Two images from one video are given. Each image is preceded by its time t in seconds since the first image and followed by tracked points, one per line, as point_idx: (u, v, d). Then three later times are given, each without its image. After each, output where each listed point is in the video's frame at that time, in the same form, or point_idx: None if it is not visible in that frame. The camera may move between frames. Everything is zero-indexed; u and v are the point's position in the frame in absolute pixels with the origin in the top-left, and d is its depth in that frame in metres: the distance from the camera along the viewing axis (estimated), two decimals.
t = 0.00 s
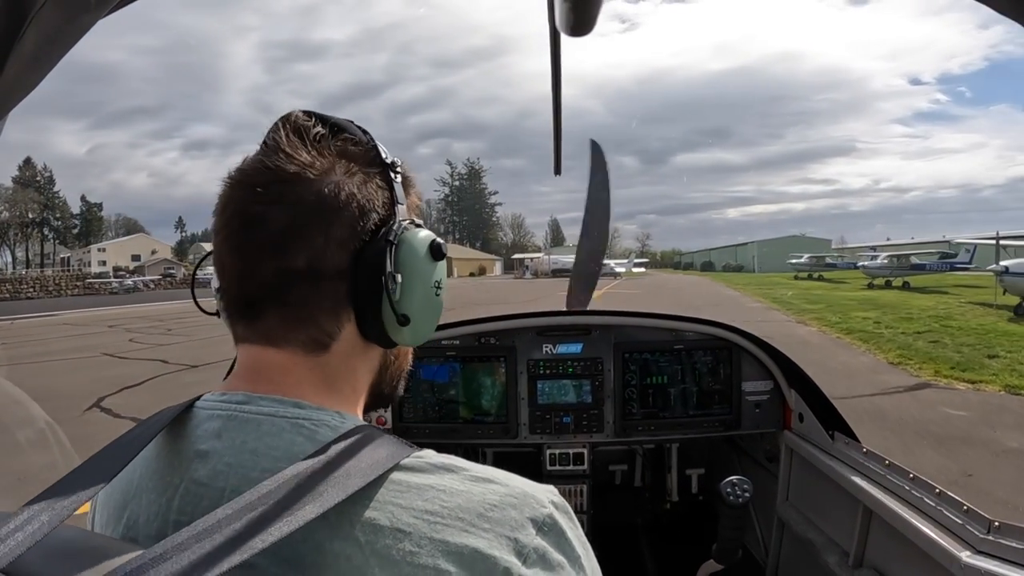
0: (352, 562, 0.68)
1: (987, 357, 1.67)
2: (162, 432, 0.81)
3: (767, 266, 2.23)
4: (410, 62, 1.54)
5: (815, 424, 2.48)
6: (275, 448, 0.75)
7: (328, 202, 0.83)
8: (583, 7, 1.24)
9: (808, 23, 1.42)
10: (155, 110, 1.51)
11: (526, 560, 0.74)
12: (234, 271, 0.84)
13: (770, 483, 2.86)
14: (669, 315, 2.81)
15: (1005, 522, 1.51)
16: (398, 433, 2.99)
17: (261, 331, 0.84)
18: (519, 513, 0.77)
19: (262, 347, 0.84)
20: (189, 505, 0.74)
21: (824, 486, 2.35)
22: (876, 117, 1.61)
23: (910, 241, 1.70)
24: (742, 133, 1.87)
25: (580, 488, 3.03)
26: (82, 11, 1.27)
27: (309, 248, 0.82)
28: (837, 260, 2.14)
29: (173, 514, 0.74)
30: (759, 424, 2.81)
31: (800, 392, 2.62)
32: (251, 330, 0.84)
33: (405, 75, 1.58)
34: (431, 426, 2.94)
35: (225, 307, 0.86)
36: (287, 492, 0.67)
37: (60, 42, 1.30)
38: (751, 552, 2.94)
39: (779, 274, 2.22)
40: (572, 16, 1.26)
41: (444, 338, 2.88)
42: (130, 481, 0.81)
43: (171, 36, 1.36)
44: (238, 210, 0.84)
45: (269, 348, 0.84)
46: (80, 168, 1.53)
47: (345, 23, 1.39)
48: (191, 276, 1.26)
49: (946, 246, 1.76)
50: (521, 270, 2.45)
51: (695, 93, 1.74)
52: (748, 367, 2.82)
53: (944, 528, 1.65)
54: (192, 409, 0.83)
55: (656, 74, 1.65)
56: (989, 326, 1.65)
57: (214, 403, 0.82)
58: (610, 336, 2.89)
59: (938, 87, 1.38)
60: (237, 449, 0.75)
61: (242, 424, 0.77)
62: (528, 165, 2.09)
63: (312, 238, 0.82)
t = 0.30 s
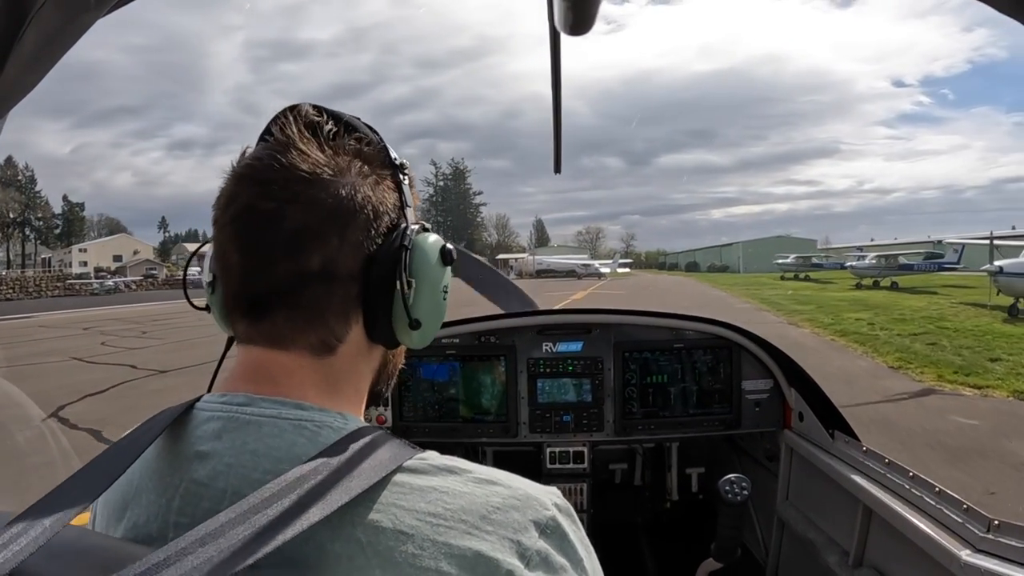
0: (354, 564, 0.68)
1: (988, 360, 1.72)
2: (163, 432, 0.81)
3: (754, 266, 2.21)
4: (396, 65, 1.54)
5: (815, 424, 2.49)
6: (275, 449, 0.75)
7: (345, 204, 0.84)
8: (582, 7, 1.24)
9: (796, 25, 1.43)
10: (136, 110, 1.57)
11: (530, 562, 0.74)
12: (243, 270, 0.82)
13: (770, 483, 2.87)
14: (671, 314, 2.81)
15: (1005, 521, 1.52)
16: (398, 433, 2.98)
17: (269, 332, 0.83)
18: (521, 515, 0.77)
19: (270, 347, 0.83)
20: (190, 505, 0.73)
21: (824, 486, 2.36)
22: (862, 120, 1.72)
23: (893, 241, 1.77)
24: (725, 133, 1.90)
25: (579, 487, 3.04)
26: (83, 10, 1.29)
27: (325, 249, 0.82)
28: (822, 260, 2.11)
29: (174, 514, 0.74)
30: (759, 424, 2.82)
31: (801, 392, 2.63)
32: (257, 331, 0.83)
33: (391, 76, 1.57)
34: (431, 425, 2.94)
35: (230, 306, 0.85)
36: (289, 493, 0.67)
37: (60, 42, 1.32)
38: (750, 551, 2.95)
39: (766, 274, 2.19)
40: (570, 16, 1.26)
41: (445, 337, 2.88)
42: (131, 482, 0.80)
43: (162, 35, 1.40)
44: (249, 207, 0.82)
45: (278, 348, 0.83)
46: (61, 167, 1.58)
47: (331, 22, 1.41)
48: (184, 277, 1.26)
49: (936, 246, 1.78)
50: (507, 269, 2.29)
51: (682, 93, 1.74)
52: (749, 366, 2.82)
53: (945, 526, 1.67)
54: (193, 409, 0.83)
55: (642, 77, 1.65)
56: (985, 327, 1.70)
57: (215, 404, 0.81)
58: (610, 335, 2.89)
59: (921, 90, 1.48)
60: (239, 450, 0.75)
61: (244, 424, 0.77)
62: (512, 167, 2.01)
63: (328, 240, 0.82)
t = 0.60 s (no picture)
0: (351, 566, 0.68)
1: (993, 364, 1.71)
2: (163, 433, 0.81)
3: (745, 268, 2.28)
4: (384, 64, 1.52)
5: (815, 424, 2.49)
6: (275, 451, 0.74)
7: (351, 210, 0.84)
8: (580, 11, 1.24)
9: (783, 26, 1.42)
10: (126, 110, 1.56)
11: (528, 563, 0.73)
12: (250, 273, 0.82)
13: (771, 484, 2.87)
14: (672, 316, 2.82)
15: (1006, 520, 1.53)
16: (399, 436, 2.97)
17: (273, 335, 0.83)
18: (519, 516, 0.76)
19: (275, 350, 0.83)
20: (191, 508, 0.73)
21: (825, 486, 2.37)
22: (850, 121, 1.71)
23: (880, 243, 1.86)
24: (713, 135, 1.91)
25: (580, 490, 3.01)
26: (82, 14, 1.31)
27: (332, 254, 0.83)
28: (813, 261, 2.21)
29: (175, 517, 0.73)
30: (760, 424, 2.82)
31: (801, 392, 2.63)
32: (261, 334, 0.83)
33: (380, 75, 1.55)
34: (432, 427, 2.93)
35: (235, 308, 0.85)
36: (285, 495, 0.67)
37: (59, 44, 1.34)
38: (751, 550, 2.96)
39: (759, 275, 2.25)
40: (569, 20, 1.27)
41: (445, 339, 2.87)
42: (132, 484, 0.80)
43: (145, 34, 1.43)
44: (256, 210, 0.82)
45: (282, 351, 0.83)
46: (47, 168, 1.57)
47: (317, 22, 1.42)
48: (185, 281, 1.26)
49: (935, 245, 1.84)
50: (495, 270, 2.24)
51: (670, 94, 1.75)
52: (750, 367, 2.83)
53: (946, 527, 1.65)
54: (193, 412, 0.82)
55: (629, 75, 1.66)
56: (979, 329, 1.76)
57: (217, 406, 0.81)
58: (611, 337, 2.89)
59: (910, 91, 1.50)
60: (239, 452, 0.75)
61: (244, 425, 0.77)
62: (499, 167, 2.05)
63: (335, 244, 0.83)
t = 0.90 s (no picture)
0: (343, 565, 0.68)
1: (1000, 365, 1.65)
2: (158, 430, 0.80)
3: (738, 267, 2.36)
4: (376, 64, 1.52)
5: (805, 422, 2.51)
6: (268, 450, 0.74)
7: (349, 208, 0.84)
8: (572, 7, 1.23)
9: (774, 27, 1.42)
10: (117, 111, 1.53)
11: (520, 565, 0.73)
12: (247, 271, 0.82)
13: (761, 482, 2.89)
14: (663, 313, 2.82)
15: (994, 517, 1.53)
16: (389, 432, 2.96)
17: (269, 333, 0.82)
18: (512, 518, 0.76)
19: (270, 347, 0.83)
20: (186, 507, 0.72)
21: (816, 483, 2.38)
22: (840, 121, 1.72)
23: (874, 241, 1.85)
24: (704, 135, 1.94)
25: (570, 486, 3.04)
26: (73, 9, 1.26)
27: (329, 252, 0.82)
28: (804, 262, 2.36)
29: (171, 515, 0.73)
30: (749, 422, 2.82)
31: (790, 389, 2.64)
32: (258, 332, 0.83)
33: (372, 75, 1.54)
34: (423, 425, 2.92)
35: (231, 305, 0.84)
36: (278, 495, 0.67)
37: (50, 39, 1.29)
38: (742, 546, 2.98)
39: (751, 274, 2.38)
40: (561, 18, 1.27)
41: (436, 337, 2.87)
42: (126, 483, 0.79)
43: (137, 33, 1.39)
44: (253, 208, 0.82)
45: (278, 350, 0.83)
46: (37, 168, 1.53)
47: (307, 19, 1.40)
48: (180, 280, 1.24)
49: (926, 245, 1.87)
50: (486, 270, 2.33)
51: (659, 93, 1.76)
52: (741, 365, 2.83)
53: (936, 524, 1.66)
54: (187, 410, 0.82)
55: (620, 77, 1.68)
56: (973, 329, 1.74)
57: (210, 405, 0.81)
58: (601, 335, 2.90)
59: (902, 92, 1.50)
60: (232, 450, 0.74)
61: (238, 424, 0.77)
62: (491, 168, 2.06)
63: (333, 242, 0.83)
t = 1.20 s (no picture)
0: (337, 567, 0.67)
1: (1016, 369, 1.65)
2: (154, 432, 0.80)
3: (736, 266, 2.36)
4: (373, 64, 1.51)
5: (804, 423, 2.50)
6: (262, 452, 0.74)
7: (358, 217, 0.85)
8: (570, 8, 1.24)
9: (772, 26, 1.43)
10: (114, 110, 1.53)
11: (510, 567, 0.73)
12: (253, 275, 0.82)
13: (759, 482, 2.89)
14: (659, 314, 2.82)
15: (993, 518, 1.54)
16: (387, 433, 2.96)
17: (273, 338, 0.82)
18: (502, 520, 0.76)
19: (271, 352, 0.83)
20: (181, 509, 0.72)
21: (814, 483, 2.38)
22: (838, 121, 1.72)
23: (873, 240, 1.88)
24: (701, 135, 1.94)
25: (568, 487, 3.03)
26: (68, 10, 1.30)
27: (338, 259, 0.83)
28: (803, 261, 2.32)
29: (165, 518, 0.73)
30: (748, 422, 2.83)
31: (789, 390, 2.64)
32: (261, 336, 0.83)
33: (370, 75, 1.54)
34: (420, 425, 2.92)
35: (233, 308, 0.84)
36: (267, 499, 0.67)
37: (46, 40, 1.34)
38: (739, 547, 2.98)
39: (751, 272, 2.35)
40: (559, 19, 1.27)
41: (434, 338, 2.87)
42: (122, 484, 0.79)
43: (136, 33, 1.39)
44: (263, 212, 0.82)
45: (280, 355, 0.83)
46: (35, 169, 1.54)
47: (304, 19, 1.39)
48: (178, 281, 1.23)
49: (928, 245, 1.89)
50: (484, 270, 2.30)
51: (658, 93, 1.76)
52: (738, 364, 2.84)
53: (935, 524, 1.66)
54: (182, 413, 0.82)
55: (619, 77, 1.67)
56: (978, 329, 1.75)
57: (204, 407, 0.80)
58: (599, 335, 2.89)
59: (899, 91, 1.50)
60: (226, 453, 0.74)
61: (232, 427, 0.77)
62: (489, 168, 2.05)
63: (342, 251, 0.83)
